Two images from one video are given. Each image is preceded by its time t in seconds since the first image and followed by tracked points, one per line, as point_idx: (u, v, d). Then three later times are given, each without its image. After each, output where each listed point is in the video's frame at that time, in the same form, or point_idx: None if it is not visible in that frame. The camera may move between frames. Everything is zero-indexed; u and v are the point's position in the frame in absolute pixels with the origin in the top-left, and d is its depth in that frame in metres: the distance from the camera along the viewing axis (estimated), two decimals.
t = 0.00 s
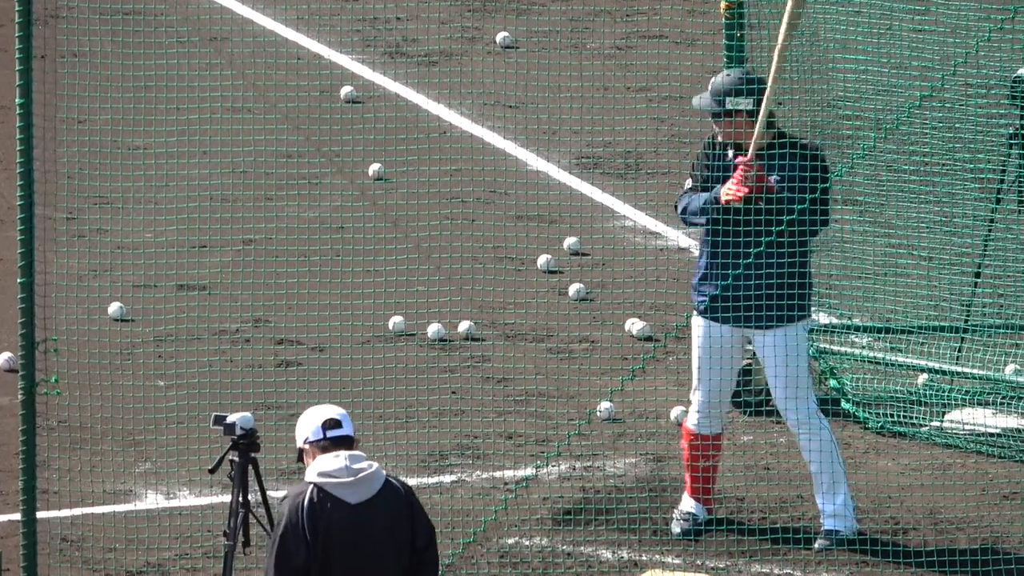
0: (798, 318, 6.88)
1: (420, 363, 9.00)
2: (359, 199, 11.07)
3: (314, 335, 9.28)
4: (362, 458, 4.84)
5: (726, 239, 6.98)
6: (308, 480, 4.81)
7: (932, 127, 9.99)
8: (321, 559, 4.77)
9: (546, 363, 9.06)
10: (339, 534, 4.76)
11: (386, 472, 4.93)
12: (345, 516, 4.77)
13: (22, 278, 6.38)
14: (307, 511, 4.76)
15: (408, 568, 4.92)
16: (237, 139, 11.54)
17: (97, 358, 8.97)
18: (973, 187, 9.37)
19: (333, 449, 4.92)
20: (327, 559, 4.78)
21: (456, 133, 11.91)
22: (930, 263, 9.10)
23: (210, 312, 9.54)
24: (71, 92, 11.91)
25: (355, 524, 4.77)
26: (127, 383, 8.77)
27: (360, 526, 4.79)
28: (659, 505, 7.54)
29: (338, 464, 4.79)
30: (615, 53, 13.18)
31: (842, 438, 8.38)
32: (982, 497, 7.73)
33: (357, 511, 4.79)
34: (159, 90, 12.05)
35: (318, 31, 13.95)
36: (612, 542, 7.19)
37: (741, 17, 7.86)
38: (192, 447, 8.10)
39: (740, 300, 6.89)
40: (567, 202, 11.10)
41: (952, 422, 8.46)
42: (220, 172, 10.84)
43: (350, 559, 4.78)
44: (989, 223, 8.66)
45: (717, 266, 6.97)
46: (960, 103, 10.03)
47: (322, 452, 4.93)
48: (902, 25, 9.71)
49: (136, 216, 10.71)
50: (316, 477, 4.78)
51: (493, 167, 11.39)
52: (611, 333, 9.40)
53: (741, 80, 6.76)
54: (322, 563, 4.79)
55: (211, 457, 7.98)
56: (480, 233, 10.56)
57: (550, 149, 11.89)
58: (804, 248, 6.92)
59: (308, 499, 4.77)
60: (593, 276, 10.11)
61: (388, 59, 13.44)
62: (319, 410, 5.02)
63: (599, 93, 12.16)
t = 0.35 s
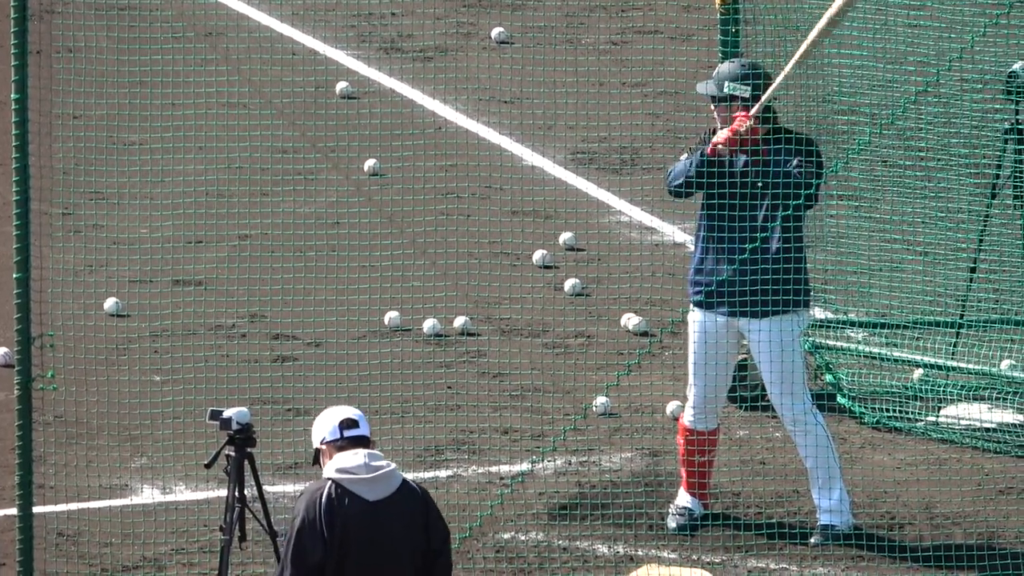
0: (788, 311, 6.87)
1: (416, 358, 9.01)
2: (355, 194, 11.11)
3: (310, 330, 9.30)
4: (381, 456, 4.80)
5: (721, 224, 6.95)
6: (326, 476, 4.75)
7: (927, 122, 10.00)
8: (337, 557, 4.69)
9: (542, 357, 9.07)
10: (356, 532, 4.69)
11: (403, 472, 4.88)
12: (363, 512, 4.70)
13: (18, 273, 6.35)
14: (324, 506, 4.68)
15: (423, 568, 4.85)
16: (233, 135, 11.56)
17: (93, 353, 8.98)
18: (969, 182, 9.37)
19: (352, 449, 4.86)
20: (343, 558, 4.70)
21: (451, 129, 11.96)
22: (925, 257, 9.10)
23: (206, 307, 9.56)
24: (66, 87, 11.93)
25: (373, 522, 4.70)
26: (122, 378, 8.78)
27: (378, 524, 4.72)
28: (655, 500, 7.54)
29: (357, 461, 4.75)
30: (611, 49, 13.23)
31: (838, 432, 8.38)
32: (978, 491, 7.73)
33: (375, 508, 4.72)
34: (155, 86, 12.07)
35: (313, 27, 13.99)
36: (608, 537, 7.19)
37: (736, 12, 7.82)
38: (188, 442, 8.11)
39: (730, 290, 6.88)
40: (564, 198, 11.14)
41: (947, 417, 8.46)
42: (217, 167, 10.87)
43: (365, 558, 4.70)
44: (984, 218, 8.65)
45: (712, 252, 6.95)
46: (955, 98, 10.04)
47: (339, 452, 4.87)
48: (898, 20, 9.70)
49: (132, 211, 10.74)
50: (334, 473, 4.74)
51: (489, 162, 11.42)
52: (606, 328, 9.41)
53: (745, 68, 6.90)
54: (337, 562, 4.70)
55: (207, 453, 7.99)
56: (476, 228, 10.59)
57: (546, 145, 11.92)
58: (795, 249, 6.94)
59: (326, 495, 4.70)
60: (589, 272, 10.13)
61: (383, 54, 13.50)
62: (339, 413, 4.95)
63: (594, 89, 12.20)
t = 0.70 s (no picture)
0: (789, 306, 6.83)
1: (412, 356, 9.01)
2: (351, 192, 11.12)
3: (306, 329, 9.30)
4: (383, 455, 4.76)
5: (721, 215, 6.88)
6: (329, 475, 4.70)
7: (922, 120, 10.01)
8: (342, 556, 4.63)
9: (538, 356, 9.07)
10: (360, 532, 4.64)
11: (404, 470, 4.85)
12: (367, 512, 4.65)
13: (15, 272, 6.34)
14: (329, 505, 4.63)
15: (424, 568, 4.83)
16: (230, 133, 11.57)
17: (89, 352, 8.97)
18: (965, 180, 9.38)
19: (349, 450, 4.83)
20: (347, 558, 4.65)
21: (448, 127, 11.99)
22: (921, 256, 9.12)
23: (202, 305, 9.56)
24: (62, 86, 11.93)
25: (378, 520, 4.66)
26: (119, 377, 8.78)
27: (382, 523, 4.68)
28: (652, 498, 7.53)
29: (360, 459, 4.70)
30: (607, 47, 13.25)
31: (834, 431, 8.38)
32: (974, 490, 7.73)
33: (379, 507, 4.68)
34: (151, 85, 12.08)
35: (309, 25, 14.00)
36: (605, 536, 7.18)
37: (733, 10, 7.88)
38: (184, 441, 8.10)
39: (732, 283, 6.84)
40: (560, 196, 11.16)
41: (943, 415, 8.46)
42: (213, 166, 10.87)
43: (370, 557, 4.66)
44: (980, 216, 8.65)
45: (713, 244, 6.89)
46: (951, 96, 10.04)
47: (336, 453, 4.84)
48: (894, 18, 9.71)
49: (129, 210, 10.74)
50: (337, 472, 4.69)
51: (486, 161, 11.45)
52: (603, 326, 9.41)
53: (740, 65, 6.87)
54: (342, 561, 4.65)
55: (204, 452, 7.98)
56: (472, 226, 10.60)
57: (542, 143, 11.94)
58: (794, 243, 6.91)
59: (331, 494, 4.65)
60: (585, 270, 10.14)
61: (379, 53, 13.57)
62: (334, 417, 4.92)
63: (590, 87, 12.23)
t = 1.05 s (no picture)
0: (802, 304, 6.82)
1: (409, 356, 9.01)
2: (348, 191, 11.12)
3: (303, 329, 9.30)
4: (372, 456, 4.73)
5: (727, 215, 6.95)
6: (321, 477, 4.65)
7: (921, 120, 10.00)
8: (340, 558, 4.60)
9: (536, 356, 9.06)
10: (358, 533, 4.62)
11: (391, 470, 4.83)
12: (362, 513, 4.64)
13: (12, 272, 6.30)
14: (325, 507, 4.60)
15: (417, 566, 4.83)
16: (227, 133, 11.57)
17: (86, 351, 8.97)
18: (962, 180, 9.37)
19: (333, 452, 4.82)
20: (347, 560, 4.62)
21: (445, 126, 12.01)
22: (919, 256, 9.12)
23: (199, 304, 9.55)
24: (60, 85, 11.93)
25: (373, 520, 4.65)
26: (116, 376, 8.77)
27: (377, 522, 4.67)
28: (649, 499, 7.52)
29: (353, 461, 4.66)
30: (604, 46, 13.26)
31: (832, 431, 8.37)
32: (972, 490, 7.72)
33: (373, 508, 4.67)
34: (149, 83, 12.08)
35: (307, 25, 14.02)
36: (602, 536, 7.17)
37: (731, 10, 7.86)
38: (181, 440, 8.09)
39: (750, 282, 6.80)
40: (558, 196, 11.17)
41: (941, 416, 8.45)
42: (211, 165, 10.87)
43: (367, 558, 4.64)
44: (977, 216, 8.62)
45: (720, 245, 6.94)
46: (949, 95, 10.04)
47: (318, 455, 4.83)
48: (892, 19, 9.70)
49: (126, 209, 10.73)
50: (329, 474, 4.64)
51: (483, 161, 11.46)
52: (600, 326, 9.41)
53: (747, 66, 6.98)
54: (340, 563, 4.62)
55: (201, 451, 7.97)
56: (469, 226, 10.60)
57: (540, 143, 11.94)
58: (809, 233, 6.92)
59: (325, 496, 4.61)
60: (582, 270, 10.14)
61: (377, 52, 13.58)
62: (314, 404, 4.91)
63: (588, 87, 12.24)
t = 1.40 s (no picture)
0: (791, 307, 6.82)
1: (407, 355, 9.01)
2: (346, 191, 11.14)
3: (302, 329, 9.30)
4: (343, 464, 4.82)
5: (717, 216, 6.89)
6: (294, 486, 4.73)
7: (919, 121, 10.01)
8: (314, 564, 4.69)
9: (534, 356, 9.06)
10: (331, 538, 4.72)
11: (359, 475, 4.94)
12: (334, 520, 4.73)
13: (11, 272, 6.31)
14: (298, 515, 4.68)
15: (385, 567, 4.94)
16: (226, 133, 11.58)
17: (84, 351, 8.97)
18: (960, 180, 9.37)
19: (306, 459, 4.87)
20: (320, 565, 4.71)
21: (444, 126, 12.04)
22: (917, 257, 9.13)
23: (198, 304, 9.56)
24: (59, 86, 11.93)
25: (345, 527, 4.75)
26: (114, 376, 8.77)
27: (350, 528, 4.76)
28: (648, 499, 7.52)
29: (326, 469, 4.75)
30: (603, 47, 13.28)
31: (830, 432, 8.38)
32: (970, 490, 7.73)
33: (344, 515, 4.77)
34: (148, 83, 12.09)
35: (306, 25, 14.05)
36: (601, 535, 7.17)
37: (729, 10, 7.86)
38: (179, 440, 8.08)
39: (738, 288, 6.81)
40: (556, 196, 11.17)
41: (939, 416, 8.46)
42: (210, 166, 10.87)
43: (340, 564, 4.74)
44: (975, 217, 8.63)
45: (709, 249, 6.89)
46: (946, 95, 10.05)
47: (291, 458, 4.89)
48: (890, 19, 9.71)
49: (124, 209, 10.73)
50: (303, 483, 4.73)
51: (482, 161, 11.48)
52: (598, 326, 9.41)
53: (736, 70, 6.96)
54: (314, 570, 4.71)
55: (199, 451, 7.97)
56: (468, 226, 10.61)
57: (538, 143, 11.95)
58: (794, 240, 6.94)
59: (299, 504, 4.69)
60: (581, 270, 10.14)
61: (376, 53, 13.59)
62: (293, 399, 4.98)
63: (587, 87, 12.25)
